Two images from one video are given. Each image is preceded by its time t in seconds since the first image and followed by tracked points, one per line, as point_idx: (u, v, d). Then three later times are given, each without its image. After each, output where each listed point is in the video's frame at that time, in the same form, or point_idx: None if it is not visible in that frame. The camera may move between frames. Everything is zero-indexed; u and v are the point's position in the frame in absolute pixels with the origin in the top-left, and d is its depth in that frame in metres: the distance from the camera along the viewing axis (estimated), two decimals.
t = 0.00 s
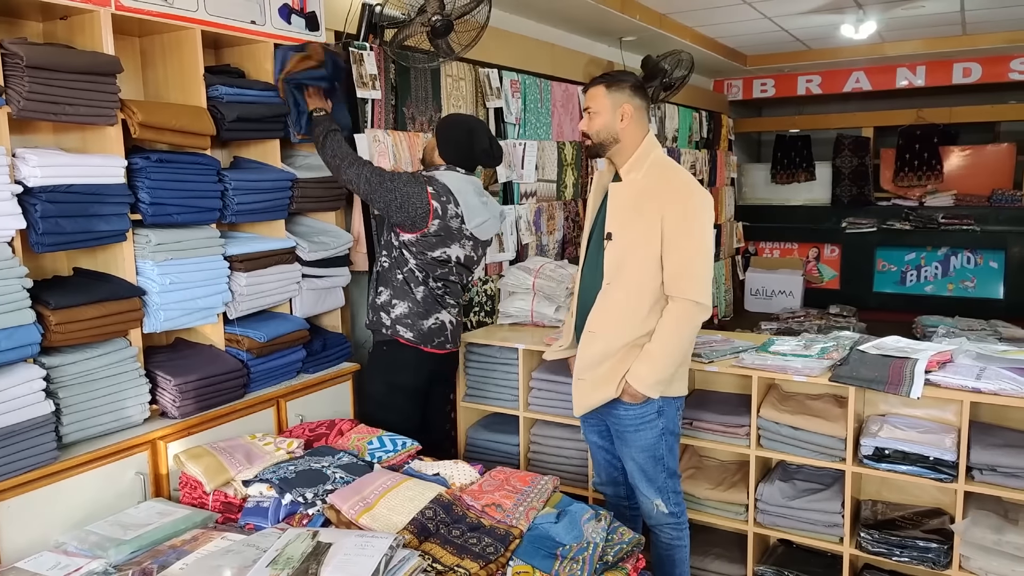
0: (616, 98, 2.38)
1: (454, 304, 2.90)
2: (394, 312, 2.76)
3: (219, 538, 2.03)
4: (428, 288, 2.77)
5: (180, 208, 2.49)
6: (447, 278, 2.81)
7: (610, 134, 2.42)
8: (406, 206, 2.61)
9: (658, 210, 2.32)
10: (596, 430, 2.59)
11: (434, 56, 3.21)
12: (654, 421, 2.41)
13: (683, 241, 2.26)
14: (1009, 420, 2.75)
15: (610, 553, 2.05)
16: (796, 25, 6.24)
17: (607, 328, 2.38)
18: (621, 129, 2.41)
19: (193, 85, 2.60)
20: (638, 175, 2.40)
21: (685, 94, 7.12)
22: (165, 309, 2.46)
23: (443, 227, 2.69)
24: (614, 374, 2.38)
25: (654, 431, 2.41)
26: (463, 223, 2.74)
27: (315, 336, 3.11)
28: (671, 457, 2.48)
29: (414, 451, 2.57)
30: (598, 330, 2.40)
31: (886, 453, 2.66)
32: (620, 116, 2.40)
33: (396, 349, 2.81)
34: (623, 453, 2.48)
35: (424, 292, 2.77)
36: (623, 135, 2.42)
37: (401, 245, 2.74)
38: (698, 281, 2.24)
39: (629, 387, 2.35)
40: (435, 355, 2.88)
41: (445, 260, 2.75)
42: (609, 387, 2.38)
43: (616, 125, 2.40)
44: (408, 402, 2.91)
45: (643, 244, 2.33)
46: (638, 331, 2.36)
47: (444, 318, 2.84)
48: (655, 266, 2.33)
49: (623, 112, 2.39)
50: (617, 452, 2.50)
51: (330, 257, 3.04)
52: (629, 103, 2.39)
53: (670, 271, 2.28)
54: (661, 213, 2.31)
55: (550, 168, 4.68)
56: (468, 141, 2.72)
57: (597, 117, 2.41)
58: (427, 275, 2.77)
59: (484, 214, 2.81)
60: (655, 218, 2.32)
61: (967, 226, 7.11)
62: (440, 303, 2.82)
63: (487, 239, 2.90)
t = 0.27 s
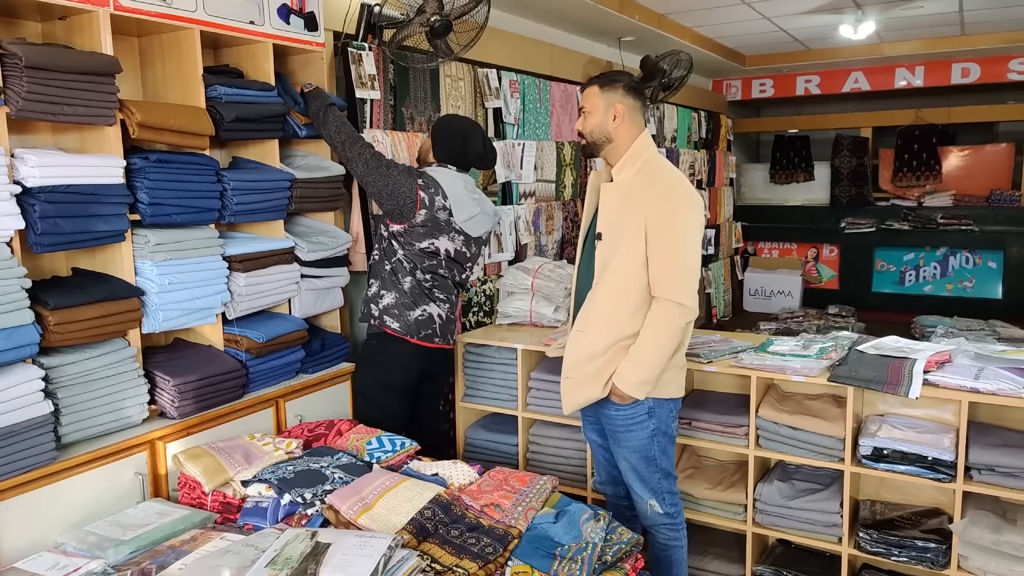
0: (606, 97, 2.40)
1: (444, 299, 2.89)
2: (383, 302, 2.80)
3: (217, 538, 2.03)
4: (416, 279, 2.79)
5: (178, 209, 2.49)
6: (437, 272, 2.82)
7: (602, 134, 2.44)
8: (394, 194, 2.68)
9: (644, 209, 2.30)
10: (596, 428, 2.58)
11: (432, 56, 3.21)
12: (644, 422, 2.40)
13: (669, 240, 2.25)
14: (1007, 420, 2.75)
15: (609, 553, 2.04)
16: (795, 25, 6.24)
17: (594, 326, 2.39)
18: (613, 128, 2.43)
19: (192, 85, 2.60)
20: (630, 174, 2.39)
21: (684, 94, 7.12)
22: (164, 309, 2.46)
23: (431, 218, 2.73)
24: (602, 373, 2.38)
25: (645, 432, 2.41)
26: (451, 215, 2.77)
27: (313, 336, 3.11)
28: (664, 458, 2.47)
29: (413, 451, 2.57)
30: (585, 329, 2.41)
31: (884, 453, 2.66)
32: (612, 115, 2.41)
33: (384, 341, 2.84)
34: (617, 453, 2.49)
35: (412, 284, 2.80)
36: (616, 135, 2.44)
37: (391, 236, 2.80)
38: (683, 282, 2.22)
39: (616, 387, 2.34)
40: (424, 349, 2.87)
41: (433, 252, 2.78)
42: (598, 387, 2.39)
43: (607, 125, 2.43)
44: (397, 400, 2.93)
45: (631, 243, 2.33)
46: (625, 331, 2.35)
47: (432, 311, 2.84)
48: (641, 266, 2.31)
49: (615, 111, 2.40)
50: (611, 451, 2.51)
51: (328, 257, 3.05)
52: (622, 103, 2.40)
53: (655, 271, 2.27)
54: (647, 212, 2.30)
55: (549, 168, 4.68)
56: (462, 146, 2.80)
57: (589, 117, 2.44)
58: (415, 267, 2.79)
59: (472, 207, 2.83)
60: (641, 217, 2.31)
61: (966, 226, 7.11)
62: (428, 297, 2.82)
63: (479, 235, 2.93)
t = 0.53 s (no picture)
0: (603, 98, 2.40)
1: (449, 300, 2.90)
2: (388, 306, 2.79)
3: (216, 538, 2.03)
4: (422, 282, 2.79)
5: (178, 208, 2.49)
6: (442, 273, 2.83)
7: (600, 135, 2.44)
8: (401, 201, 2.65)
9: (637, 208, 2.30)
10: (593, 427, 2.58)
11: (432, 56, 3.21)
12: (638, 422, 2.40)
13: (662, 240, 2.24)
14: (1006, 419, 2.76)
15: (608, 552, 2.04)
16: (794, 25, 6.24)
17: (587, 325, 2.39)
18: (611, 129, 2.43)
19: (191, 85, 2.61)
20: (625, 174, 2.40)
21: (683, 94, 7.13)
22: (163, 309, 2.46)
23: (437, 221, 2.72)
24: (595, 372, 2.39)
25: (638, 432, 2.40)
26: (456, 217, 2.78)
27: (313, 336, 3.11)
28: (659, 458, 2.46)
29: (412, 451, 2.57)
30: (578, 327, 2.42)
31: (883, 453, 2.66)
32: (609, 116, 2.41)
33: (388, 342, 2.83)
34: (612, 453, 2.49)
35: (418, 286, 2.79)
36: (613, 136, 2.44)
37: (395, 240, 2.77)
38: (675, 281, 2.22)
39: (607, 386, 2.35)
40: (429, 350, 2.89)
41: (439, 254, 2.79)
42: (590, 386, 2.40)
43: (605, 125, 2.43)
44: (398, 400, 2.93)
45: (625, 243, 2.32)
46: (618, 330, 2.35)
47: (436, 312, 2.85)
48: (634, 266, 2.31)
49: (612, 112, 2.41)
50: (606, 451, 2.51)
51: (327, 257, 3.05)
52: (618, 103, 2.40)
53: (648, 270, 2.27)
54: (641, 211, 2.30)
55: (548, 168, 4.69)
56: (461, 147, 2.80)
57: (587, 119, 2.44)
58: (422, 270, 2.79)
59: (475, 209, 2.85)
60: (635, 217, 2.31)
61: (965, 226, 7.12)
62: (433, 298, 2.83)
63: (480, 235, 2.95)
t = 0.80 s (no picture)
0: (605, 100, 2.38)
1: (449, 302, 2.92)
2: (391, 313, 2.78)
3: (215, 538, 2.03)
4: (426, 288, 2.80)
5: (176, 209, 2.49)
6: (444, 276, 2.85)
7: (603, 138, 2.42)
8: (408, 211, 2.65)
9: (641, 209, 2.30)
10: (589, 427, 2.58)
11: (430, 56, 3.21)
12: (638, 421, 2.40)
13: (666, 240, 2.25)
14: (1003, 418, 2.76)
15: (606, 552, 2.04)
16: (792, 25, 6.24)
17: (589, 325, 2.39)
18: (613, 131, 2.41)
19: (189, 85, 2.61)
20: (626, 175, 2.40)
21: (681, 94, 7.13)
22: (162, 309, 2.46)
23: (441, 225, 2.76)
24: (596, 372, 2.39)
25: (639, 432, 2.40)
26: (459, 221, 2.81)
27: (311, 336, 3.11)
28: (658, 458, 2.46)
29: (410, 451, 2.57)
30: (580, 326, 2.42)
31: (881, 453, 2.66)
32: (611, 118, 2.40)
33: (392, 347, 2.84)
34: (610, 453, 2.49)
35: (421, 292, 2.80)
36: (616, 137, 2.42)
37: (399, 247, 2.76)
38: (678, 281, 2.23)
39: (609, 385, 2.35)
40: (432, 353, 2.91)
41: (443, 258, 2.81)
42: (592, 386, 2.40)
43: (608, 128, 2.40)
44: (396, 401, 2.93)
45: (628, 243, 2.33)
46: (620, 330, 2.36)
47: (438, 317, 2.87)
48: (637, 266, 2.32)
49: (614, 113, 2.39)
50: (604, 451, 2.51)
51: (326, 257, 3.05)
52: (619, 105, 2.39)
53: (651, 270, 2.27)
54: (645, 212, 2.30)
55: (547, 168, 4.69)
56: (457, 148, 2.79)
57: (588, 123, 2.42)
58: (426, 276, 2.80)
59: (474, 211, 2.88)
60: (638, 218, 2.31)
61: (963, 226, 7.12)
62: (435, 303, 2.84)
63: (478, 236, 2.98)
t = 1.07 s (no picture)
0: (611, 100, 2.36)
1: (439, 304, 2.90)
2: (380, 317, 2.76)
3: (211, 538, 2.03)
4: (415, 291, 2.77)
5: (172, 209, 2.49)
6: (433, 279, 2.82)
7: (611, 137, 2.39)
8: (395, 213, 2.62)
9: (651, 209, 2.32)
10: (586, 429, 2.59)
11: (428, 56, 3.23)
12: (645, 420, 2.40)
13: (675, 239, 2.27)
14: (998, 418, 2.77)
15: (602, 551, 2.06)
16: (789, 25, 6.26)
17: (597, 326, 2.38)
18: (620, 129, 2.40)
19: (186, 85, 2.61)
20: (631, 175, 2.40)
21: (679, 95, 7.14)
22: (158, 309, 2.46)
23: (431, 228, 2.72)
24: (604, 372, 2.38)
25: (646, 430, 2.41)
26: (448, 223, 2.79)
27: (308, 336, 3.11)
28: (661, 457, 2.47)
29: (407, 451, 2.57)
30: (587, 328, 2.40)
31: (876, 452, 2.67)
32: (619, 117, 2.38)
33: (382, 352, 2.81)
34: (614, 453, 2.49)
35: (410, 295, 2.77)
36: (622, 137, 2.42)
37: (388, 249, 2.73)
38: (688, 280, 2.25)
39: (620, 385, 2.35)
40: (422, 357, 2.88)
41: (432, 261, 2.77)
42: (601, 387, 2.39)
43: (616, 126, 2.39)
44: (387, 404, 2.91)
45: (637, 243, 2.34)
46: (629, 329, 2.37)
47: (428, 320, 2.85)
48: (646, 266, 2.33)
49: (622, 113, 2.38)
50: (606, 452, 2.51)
51: (323, 257, 3.05)
52: (626, 104, 2.38)
53: (662, 269, 2.29)
54: (655, 211, 2.32)
55: (544, 168, 4.70)
56: (445, 150, 2.75)
57: (594, 122, 2.38)
58: (414, 279, 2.77)
59: (464, 212, 2.87)
60: (648, 217, 2.32)
61: (960, 226, 7.14)
62: (424, 306, 2.81)
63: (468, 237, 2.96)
